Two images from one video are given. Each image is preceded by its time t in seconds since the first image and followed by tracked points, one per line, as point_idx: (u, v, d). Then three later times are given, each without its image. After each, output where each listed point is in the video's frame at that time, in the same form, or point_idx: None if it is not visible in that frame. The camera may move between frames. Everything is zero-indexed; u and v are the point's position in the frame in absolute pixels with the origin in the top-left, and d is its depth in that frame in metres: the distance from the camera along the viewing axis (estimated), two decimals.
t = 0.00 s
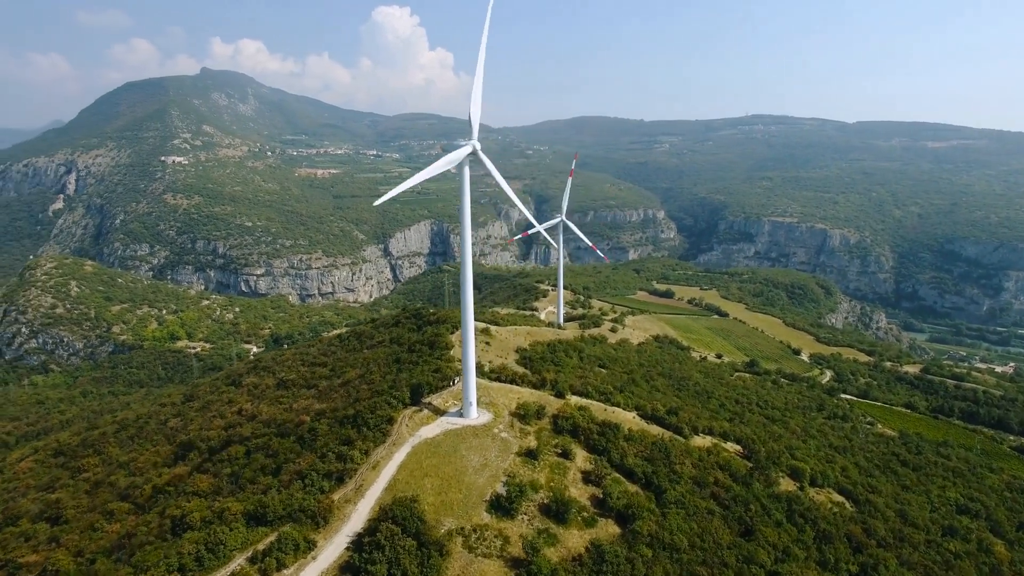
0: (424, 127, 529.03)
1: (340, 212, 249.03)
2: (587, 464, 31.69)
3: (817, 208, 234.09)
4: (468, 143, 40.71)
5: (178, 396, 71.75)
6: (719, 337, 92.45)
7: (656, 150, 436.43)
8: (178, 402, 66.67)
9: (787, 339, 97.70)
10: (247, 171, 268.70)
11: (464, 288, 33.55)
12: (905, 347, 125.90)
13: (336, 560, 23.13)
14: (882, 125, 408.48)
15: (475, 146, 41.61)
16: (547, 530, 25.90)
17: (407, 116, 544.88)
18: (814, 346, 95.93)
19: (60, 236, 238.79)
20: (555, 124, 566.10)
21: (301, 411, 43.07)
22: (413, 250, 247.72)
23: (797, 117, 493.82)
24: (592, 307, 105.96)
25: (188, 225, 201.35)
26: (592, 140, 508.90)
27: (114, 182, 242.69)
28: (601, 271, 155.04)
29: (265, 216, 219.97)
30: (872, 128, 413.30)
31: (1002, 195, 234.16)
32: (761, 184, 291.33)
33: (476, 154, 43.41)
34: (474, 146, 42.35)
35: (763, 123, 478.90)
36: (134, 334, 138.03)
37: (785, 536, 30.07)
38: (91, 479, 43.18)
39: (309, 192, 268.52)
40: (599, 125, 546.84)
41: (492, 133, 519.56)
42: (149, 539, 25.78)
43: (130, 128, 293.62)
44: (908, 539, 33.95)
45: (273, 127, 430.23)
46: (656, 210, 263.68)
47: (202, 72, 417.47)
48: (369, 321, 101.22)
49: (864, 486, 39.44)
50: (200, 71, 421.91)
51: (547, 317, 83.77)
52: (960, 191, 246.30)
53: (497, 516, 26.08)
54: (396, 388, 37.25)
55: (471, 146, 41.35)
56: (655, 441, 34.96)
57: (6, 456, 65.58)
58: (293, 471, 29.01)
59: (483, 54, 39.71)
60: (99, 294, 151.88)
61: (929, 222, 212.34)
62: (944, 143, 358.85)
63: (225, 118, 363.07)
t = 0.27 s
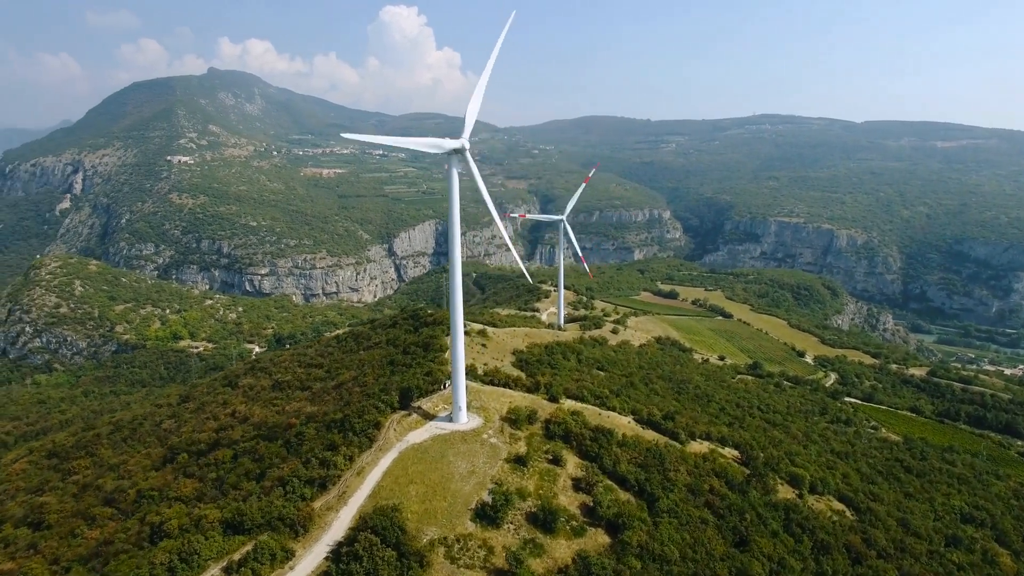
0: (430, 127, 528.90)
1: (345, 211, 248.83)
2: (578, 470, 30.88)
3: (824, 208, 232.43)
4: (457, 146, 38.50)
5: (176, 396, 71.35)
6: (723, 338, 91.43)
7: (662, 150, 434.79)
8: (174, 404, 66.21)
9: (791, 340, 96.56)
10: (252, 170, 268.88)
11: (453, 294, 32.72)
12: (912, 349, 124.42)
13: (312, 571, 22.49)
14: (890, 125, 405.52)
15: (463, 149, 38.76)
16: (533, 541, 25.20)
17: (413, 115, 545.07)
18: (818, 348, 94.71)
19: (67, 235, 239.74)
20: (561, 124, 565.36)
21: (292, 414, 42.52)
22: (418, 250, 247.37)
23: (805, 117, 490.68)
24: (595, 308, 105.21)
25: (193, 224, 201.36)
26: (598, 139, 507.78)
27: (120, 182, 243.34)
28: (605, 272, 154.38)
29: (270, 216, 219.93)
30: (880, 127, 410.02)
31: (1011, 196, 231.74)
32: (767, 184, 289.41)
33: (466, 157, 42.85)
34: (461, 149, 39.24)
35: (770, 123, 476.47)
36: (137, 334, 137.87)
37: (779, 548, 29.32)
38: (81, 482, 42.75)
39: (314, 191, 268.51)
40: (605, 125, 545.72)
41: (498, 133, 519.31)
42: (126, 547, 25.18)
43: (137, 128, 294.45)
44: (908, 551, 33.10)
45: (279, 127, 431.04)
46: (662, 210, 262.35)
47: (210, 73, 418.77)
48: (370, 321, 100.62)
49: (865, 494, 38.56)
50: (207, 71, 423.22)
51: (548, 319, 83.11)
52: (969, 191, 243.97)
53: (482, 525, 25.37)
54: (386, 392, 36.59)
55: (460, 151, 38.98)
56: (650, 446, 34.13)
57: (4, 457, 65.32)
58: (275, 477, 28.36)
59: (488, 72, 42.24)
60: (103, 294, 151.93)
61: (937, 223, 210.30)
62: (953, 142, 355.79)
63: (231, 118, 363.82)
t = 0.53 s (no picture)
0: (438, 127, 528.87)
1: (351, 211, 248.86)
2: (571, 477, 30.11)
3: (834, 208, 230.31)
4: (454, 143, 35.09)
5: (176, 396, 70.97)
6: (728, 340, 90.32)
7: (670, 150, 433.05)
8: (172, 404, 65.81)
9: (798, 343, 95.27)
10: (260, 170, 269.32)
11: (444, 297, 31.82)
12: (922, 351, 122.74)
13: None
14: (901, 124, 401.96)
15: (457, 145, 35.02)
16: (520, 553, 24.44)
17: (421, 115, 545.43)
18: (825, 350, 93.37)
19: (76, 234, 241.12)
20: (569, 124, 564.43)
21: (284, 417, 41.96)
22: (424, 250, 246.96)
23: (814, 116, 487.03)
24: (599, 309, 104.32)
25: (200, 224, 201.67)
26: (606, 139, 506.43)
27: (129, 181, 244.41)
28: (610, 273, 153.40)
29: (277, 215, 220.04)
30: (891, 127, 406.34)
31: None
32: (776, 184, 287.13)
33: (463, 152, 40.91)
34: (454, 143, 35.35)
35: (779, 123, 473.47)
36: (142, 333, 137.77)
37: (776, 561, 28.49)
38: (73, 485, 42.31)
39: (321, 191, 268.69)
40: (613, 124, 544.18)
41: (506, 133, 519.01)
42: (104, 553, 24.66)
43: (146, 128, 295.68)
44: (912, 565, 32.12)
45: (288, 127, 432.29)
46: (670, 210, 260.74)
47: (219, 73, 420.64)
48: (373, 322, 100.11)
49: (869, 503, 37.53)
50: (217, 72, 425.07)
51: (550, 320, 82.38)
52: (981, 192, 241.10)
53: (467, 535, 24.70)
54: (376, 395, 35.85)
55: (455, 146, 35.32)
56: (646, 453, 33.29)
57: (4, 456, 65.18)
58: (260, 483, 27.81)
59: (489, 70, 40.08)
60: (110, 293, 152.28)
61: (949, 223, 207.81)
62: (964, 142, 352.09)
63: (240, 118, 365.12)
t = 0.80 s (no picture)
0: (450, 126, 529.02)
1: (363, 210, 249.24)
2: (567, 484, 29.39)
3: (849, 209, 227.38)
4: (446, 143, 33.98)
5: (181, 396, 70.82)
6: (738, 343, 88.95)
7: (683, 149, 430.26)
8: (177, 403, 65.66)
9: (810, 346, 93.69)
10: (272, 169, 270.37)
11: (439, 304, 31.41)
12: (938, 355, 120.49)
13: None
14: (918, 124, 396.58)
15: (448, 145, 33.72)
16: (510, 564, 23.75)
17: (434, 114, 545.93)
18: (838, 354, 91.72)
19: (92, 233, 243.51)
20: (582, 123, 562.74)
21: (282, 418, 41.49)
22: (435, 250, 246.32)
23: (831, 115, 481.21)
24: (608, 311, 103.28)
25: (213, 223, 202.59)
26: (619, 139, 504.42)
27: (143, 181, 246.39)
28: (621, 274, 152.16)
29: (289, 215, 220.66)
30: (909, 126, 400.68)
31: None
32: (791, 185, 283.99)
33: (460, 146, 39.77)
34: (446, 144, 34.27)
35: (794, 122, 469.01)
36: (154, 331, 138.37)
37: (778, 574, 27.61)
38: (71, 485, 42.09)
39: (333, 190, 269.32)
40: (626, 124, 541.77)
41: (518, 132, 518.45)
42: (88, 560, 24.22)
43: (161, 128, 297.98)
44: None
45: (301, 126, 434.26)
46: (682, 210, 258.92)
47: (233, 73, 423.55)
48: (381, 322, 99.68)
49: (877, 514, 36.46)
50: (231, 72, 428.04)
51: (557, 322, 81.51)
52: (1000, 192, 236.94)
53: (457, 545, 24.05)
54: (371, 399, 35.23)
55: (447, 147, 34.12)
56: (646, 460, 32.44)
57: (10, 455, 65.33)
58: (248, 489, 27.28)
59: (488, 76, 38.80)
60: (122, 292, 153.20)
61: (967, 224, 204.36)
62: (983, 141, 346.54)
63: (254, 118, 367.37)
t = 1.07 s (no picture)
0: (466, 126, 529.42)
1: (377, 210, 249.87)
2: (565, 493, 28.62)
3: (867, 209, 224.02)
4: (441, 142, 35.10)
5: (190, 395, 70.81)
6: (751, 346, 87.49)
7: (699, 149, 426.99)
8: (184, 403, 65.60)
9: (825, 349, 92.01)
10: (287, 169, 271.77)
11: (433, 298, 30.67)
12: (957, 358, 118.05)
13: None
14: (939, 123, 390.24)
15: (442, 141, 34.39)
16: None
17: (449, 114, 546.64)
18: (853, 357, 89.94)
19: (111, 232, 246.42)
20: (597, 123, 560.76)
21: (282, 420, 41.09)
22: (449, 249, 245.52)
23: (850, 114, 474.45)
24: (619, 312, 102.16)
25: (228, 222, 203.85)
26: (634, 139, 501.94)
27: (161, 180, 248.74)
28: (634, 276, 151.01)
29: (303, 214, 221.57)
30: (930, 125, 394.06)
31: None
32: (808, 185, 280.45)
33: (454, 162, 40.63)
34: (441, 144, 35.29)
35: (812, 122, 463.63)
36: (168, 330, 139.27)
37: None
38: (73, 486, 41.96)
39: (348, 190, 270.25)
40: (642, 124, 538.87)
41: (534, 132, 517.62)
42: (73, 565, 23.84)
43: (179, 128, 300.83)
44: None
45: (317, 126, 436.62)
46: (698, 210, 256.70)
47: (251, 74, 427.01)
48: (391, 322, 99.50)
49: (890, 527, 35.32)
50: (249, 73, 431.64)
51: (566, 324, 80.61)
52: None
53: (447, 555, 23.40)
54: (368, 403, 34.62)
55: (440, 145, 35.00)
56: (648, 468, 31.60)
57: (20, 452, 65.74)
58: (239, 494, 26.81)
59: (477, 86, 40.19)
60: (138, 291, 154.42)
61: (989, 225, 200.34)
62: (1007, 140, 339.91)
63: (271, 118, 370.00)
